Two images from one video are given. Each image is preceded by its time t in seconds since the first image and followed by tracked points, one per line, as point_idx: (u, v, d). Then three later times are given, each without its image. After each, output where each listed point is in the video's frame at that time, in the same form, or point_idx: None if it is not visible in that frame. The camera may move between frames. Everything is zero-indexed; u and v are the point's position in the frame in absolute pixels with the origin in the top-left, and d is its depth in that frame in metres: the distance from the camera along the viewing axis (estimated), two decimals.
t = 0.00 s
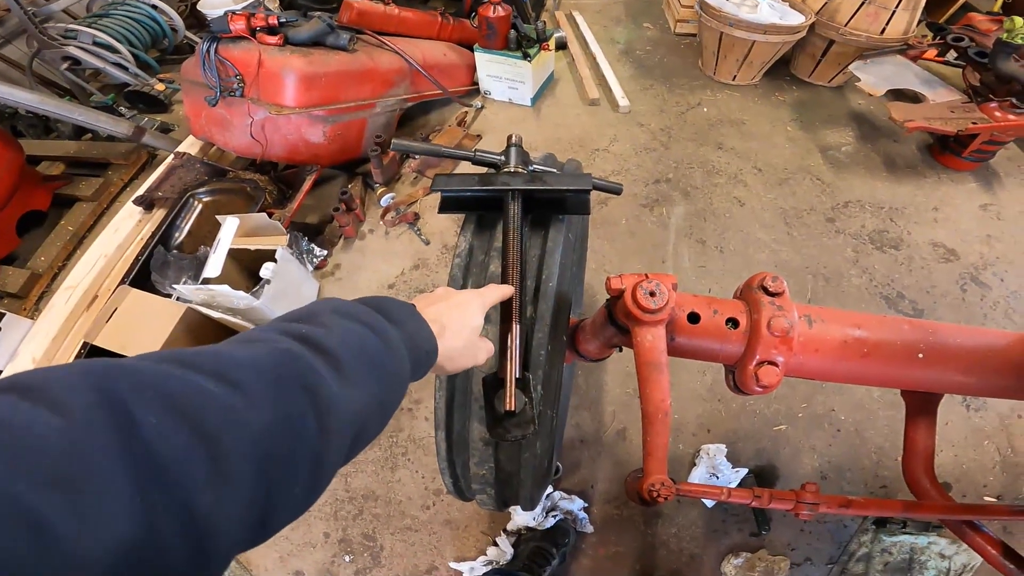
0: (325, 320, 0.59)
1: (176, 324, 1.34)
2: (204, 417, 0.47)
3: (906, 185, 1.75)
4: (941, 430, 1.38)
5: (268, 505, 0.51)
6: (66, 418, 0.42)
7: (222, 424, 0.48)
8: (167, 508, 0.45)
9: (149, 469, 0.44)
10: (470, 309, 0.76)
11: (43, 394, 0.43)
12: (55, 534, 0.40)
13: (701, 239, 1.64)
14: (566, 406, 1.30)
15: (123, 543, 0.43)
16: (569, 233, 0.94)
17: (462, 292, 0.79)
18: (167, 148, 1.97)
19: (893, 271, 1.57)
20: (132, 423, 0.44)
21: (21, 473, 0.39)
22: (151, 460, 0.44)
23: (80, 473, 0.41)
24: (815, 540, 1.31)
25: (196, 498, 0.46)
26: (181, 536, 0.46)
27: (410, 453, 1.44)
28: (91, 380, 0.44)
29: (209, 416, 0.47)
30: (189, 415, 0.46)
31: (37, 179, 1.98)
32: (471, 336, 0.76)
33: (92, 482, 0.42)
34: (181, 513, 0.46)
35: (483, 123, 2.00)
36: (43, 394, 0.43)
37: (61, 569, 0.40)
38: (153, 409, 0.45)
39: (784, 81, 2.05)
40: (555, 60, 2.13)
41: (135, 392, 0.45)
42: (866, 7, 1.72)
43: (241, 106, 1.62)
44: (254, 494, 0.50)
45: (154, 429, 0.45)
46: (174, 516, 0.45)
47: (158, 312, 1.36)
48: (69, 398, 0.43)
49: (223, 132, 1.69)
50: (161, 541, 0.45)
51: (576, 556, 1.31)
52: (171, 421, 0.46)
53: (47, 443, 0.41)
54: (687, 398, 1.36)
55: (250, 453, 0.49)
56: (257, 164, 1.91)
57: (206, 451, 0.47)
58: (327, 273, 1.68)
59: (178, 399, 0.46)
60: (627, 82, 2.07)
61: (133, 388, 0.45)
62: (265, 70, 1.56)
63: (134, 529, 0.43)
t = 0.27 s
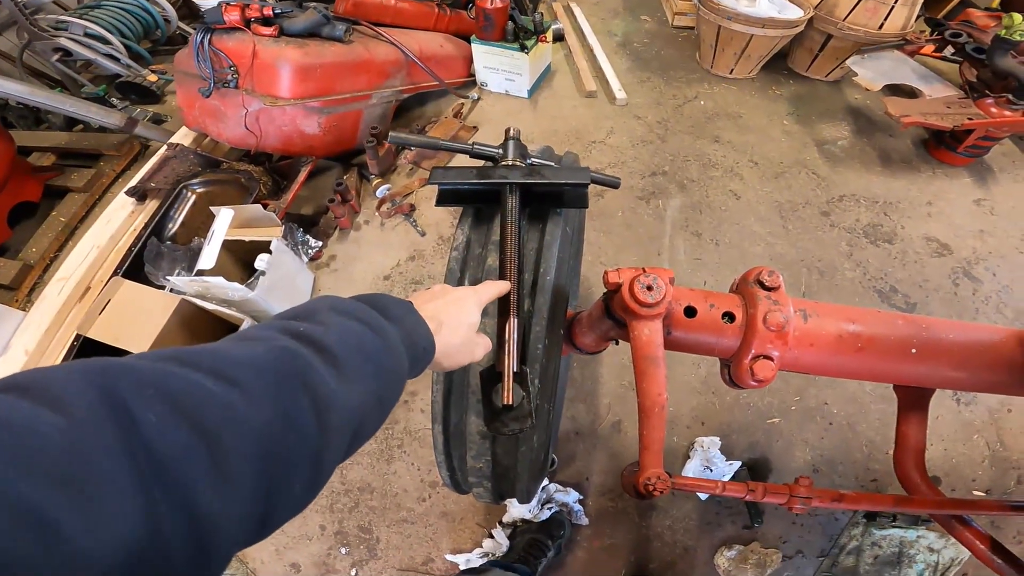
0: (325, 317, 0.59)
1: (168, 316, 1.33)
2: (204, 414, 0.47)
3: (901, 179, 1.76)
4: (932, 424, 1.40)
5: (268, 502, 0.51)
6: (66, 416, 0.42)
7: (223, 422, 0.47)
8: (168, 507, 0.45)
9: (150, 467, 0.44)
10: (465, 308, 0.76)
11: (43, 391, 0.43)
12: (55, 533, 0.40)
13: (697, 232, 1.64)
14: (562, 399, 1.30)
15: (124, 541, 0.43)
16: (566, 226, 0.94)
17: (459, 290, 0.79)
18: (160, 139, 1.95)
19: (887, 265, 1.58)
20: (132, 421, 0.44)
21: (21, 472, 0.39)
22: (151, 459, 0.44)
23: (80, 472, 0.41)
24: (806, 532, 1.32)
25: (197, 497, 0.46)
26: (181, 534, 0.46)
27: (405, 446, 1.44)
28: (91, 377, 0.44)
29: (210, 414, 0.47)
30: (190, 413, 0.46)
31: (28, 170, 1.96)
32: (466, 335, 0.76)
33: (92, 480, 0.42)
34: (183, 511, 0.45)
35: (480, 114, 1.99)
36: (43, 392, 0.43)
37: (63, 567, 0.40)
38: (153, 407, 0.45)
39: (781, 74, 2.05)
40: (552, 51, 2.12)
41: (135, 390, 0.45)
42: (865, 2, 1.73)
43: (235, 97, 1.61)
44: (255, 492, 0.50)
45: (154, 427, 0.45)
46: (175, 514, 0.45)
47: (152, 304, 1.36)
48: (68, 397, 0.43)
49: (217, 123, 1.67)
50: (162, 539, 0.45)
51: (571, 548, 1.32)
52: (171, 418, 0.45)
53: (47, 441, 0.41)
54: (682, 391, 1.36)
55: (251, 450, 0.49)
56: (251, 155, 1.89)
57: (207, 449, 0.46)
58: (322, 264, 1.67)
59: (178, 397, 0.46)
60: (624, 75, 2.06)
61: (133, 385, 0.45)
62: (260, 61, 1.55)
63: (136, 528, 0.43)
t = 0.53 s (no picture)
0: (322, 308, 0.59)
1: (162, 310, 1.32)
2: (199, 408, 0.47)
3: (895, 175, 1.76)
4: (922, 419, 1.41)
5: (265, 496, 0.51)
6: (60, 410, 0.42)
7: (218, 416, 0.47)
8: (163, 502, 0.45)
9: (145, 461, 0.44)
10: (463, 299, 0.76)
11: (37, 384, 0.43)
12: (49, 529, 0.40)
13: (692, 226, 1.64)
14: (556, 392, 1.31)
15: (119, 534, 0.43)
16: (561, 219, 0.94)
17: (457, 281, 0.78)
18: (153, 132, 1.93)
19: (880, 259, 1.58)
20: (126, 415, 0.44)
21: (13, 468, 0.39)
22: (146, 453, 0.44)
23: (74, 467, 0.41)
24: (798, 527, 1.32)
25: (193, 491, 0.46)
26: (177, 528, 0.46)
27: (400, 439, 1.45)
28: (85, 371, 0.44)
29: (205, 407, 0.47)
30: (184, 406, 0.46)
31: (20, 163, 1.94)
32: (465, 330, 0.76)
33: (86, 475, 0.41)
34: (178, 506, 0.45)
35: (476, 107, 1.99)
36: (37, 385, 0.43)
37: (58, 561, 0.40)
38: (147, 401, 0.45)
39: (777, 69, 2.05)
40: (548, 44, 2.11)
41: (129, 383, 0.45)
42: None
43: (229, 90, 1.60)
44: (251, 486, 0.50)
45: (148, 421, 0.44)
46: (170, 509, 0.45)
47: (145, 296, 1.35)
48: (62, 390, 0.43)
49: (211, 116, 1.66)
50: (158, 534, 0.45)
51: (566, 541, 1.33)
52: (166, 412, 0.45)
53: (41, 434, 0.41)
54: (676, 384, 1.37)
55: (246, 444, 0.49)
56: (246, 148, 1.88)
57: (203, 443, 0.46)
58: (316, 257, 1.66)
59: (173, 390, 0.46)
60: (620, 68, 2.06)
61: (127, 379, 0.45)
62: (254, 54, 1.54)
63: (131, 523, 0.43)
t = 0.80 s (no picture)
0: (317, 296, 0.60)
1: (158, 305, 1.33)
2: (198, 393, 0.47)
3: (889, 172, 1.77)
4: (913, 415, 1.42)
5: (261, 482, 0.52)
6: (60, 394, 0.42)
7: (216, 401, 0.48)
8: (162, 487, 0.45)
9: (144, 446, 0.44)
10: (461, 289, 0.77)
11: (37, 368, 0.43)
12: (49, 514, 0.40)
13: (687, 222, 1.65)
14: (551, 387, 1.31)
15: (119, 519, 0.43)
16: (556, 215, 0.94)
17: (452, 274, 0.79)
18: (147, 127, 1.92)
19: (873, 256, 1.59)
20: (125, 399, 0.44)
21: (13, 452, 0.39)
22: (146, 438, 0.45)
23: (74, 451, 0.41)
24: (790, 522, 1.34)
25: (192, 476, 0.46)
26: (176, 514, 0.46)
27: (396, 434, 1.45)
28: (84, 356, 0.44)
29: (205, 392, 0.48)
30: (184, 392, 0.47)
31: (13, 159, 1.94)
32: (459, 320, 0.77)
33: (86, 460, 0.42)
34: (177, 491, 0.46)
35: (472, 103, 1.99)
36: (36, 369, 0.43)
37: (59, 545, 0.40)
38: (147, 386, 0.45)
39: (773, 67, 2.05)
40: (545, 41, 2.11)
41: (129, 368, 0.45)
42: None
43: (224, 86, 1.60)
44: (248, 471, 0.51)
45: (148, 406, 0.45)
46: (169, 493, 0.46)
47: (140, 291, 1.36)
48: (61, 375, 0.43)
49: (206, 112, 1.67)
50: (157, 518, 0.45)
51: (561, 536, 1.34)
52: (165, 397, 0.46)
53: (42, 419, 0.41)
54: (670, 380, 1.38)
55: (245, 430, 0.49)
56: (241, 143, 1.88)
57: (202, 428, 0.47)
58: (312, 252, 1.66)
59: (173, 375, 0.47)
60: (617, 65, 2.06)
61: (126, 364, 0.45)
62: (249, 50, 1.53)
63: (131, 508, 0.43)
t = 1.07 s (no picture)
0: (316, 282, 0.61)
1: (153, 303, 1.33)
2: (197, 377, 0.48)
3: (883, 172, 1.79)
4: (906, 414, 1.44)
5: (262, 466, 0.53)
6: (62, 379, 0.43)
7: (215, 385, 0.49)
8: (162, 471, 0.46)
9: (144, 431, 0.45)
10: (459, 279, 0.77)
11: (40, 354, 0.44)
12: (53, 497, 0.40)
13: (682, 221, 1.66)
14: (547, 385, 1.32)
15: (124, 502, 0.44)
16: (552, 214, 0.95)
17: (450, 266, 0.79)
18: (144, 125, 1.92)
19: (867, 255, 1.61)
20: (124, 384, 0.45)
21: (16, 436, 0.40)
22: (146, 422, 0.45)
23: (74, 437, 0.42)
24: (784, 519, 1.35)
25: (192, 461, 0.47)
26: (178, 497, 0.47)
27: (392, 432, 1.46)
28: (83, 341, 0.45)
29: (205, 377, 0.48)
30: (183, 377, 0.47)
31: (10, 157, 1.93)
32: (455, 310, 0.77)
33: (86, 444, 0.42)
34: (179, 474, 0.47)
35: (469, 102, 1.99)
36: (38, 355, 0.44)
37: (64, 528, 0.41)
38: (146, 371, 0.46)
39: (768, 67, 2.06)
40: (542, 40, 2.12)
41: (128, 354, 0.46)
42: None
43: (221, 84, 1.60)
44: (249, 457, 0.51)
45: (148, 391, 0.45)
46: (170, 478, 0.46)
47: (137, 289, 1.36)
48: (60, 361, 0.43)
49: (203, 110, 1.66)
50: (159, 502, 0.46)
51: (557, 533, 1.35)
52: (164, 382, 0.46)
53: (44, 404, 0.41)
54: (665, 378, 1.39)
55: (244, 414, 0.50)
56: (238, 141, 1.88)
57: (201, 413, 0.48)
58: (309, 250, 1.67)
59: (171, 360, 0.47)
60: (614, 64, 2.07)
61: (125, 349, 0.46)
62: (246, 49, 1.53)
63: (132, 492, 0.44)
